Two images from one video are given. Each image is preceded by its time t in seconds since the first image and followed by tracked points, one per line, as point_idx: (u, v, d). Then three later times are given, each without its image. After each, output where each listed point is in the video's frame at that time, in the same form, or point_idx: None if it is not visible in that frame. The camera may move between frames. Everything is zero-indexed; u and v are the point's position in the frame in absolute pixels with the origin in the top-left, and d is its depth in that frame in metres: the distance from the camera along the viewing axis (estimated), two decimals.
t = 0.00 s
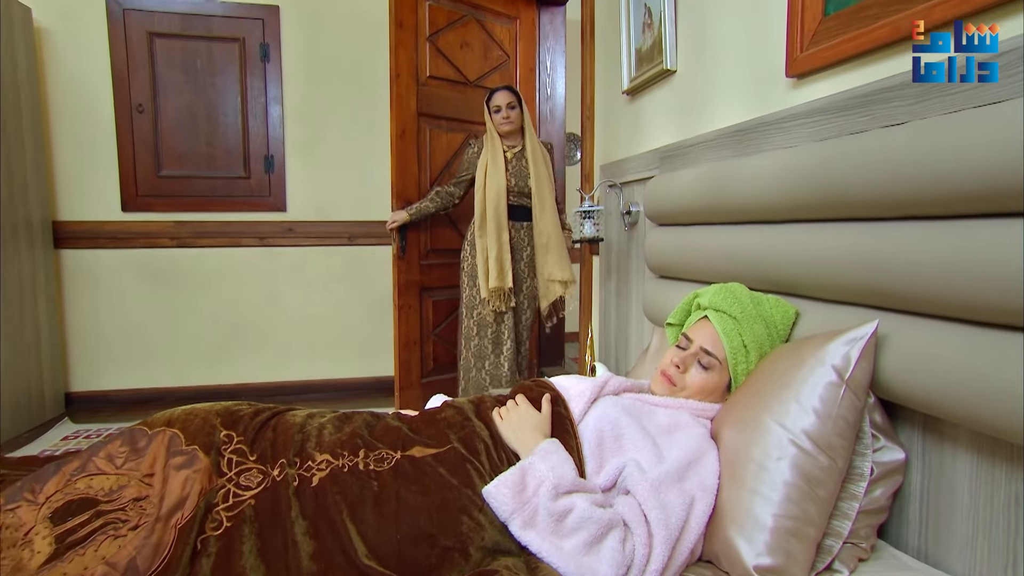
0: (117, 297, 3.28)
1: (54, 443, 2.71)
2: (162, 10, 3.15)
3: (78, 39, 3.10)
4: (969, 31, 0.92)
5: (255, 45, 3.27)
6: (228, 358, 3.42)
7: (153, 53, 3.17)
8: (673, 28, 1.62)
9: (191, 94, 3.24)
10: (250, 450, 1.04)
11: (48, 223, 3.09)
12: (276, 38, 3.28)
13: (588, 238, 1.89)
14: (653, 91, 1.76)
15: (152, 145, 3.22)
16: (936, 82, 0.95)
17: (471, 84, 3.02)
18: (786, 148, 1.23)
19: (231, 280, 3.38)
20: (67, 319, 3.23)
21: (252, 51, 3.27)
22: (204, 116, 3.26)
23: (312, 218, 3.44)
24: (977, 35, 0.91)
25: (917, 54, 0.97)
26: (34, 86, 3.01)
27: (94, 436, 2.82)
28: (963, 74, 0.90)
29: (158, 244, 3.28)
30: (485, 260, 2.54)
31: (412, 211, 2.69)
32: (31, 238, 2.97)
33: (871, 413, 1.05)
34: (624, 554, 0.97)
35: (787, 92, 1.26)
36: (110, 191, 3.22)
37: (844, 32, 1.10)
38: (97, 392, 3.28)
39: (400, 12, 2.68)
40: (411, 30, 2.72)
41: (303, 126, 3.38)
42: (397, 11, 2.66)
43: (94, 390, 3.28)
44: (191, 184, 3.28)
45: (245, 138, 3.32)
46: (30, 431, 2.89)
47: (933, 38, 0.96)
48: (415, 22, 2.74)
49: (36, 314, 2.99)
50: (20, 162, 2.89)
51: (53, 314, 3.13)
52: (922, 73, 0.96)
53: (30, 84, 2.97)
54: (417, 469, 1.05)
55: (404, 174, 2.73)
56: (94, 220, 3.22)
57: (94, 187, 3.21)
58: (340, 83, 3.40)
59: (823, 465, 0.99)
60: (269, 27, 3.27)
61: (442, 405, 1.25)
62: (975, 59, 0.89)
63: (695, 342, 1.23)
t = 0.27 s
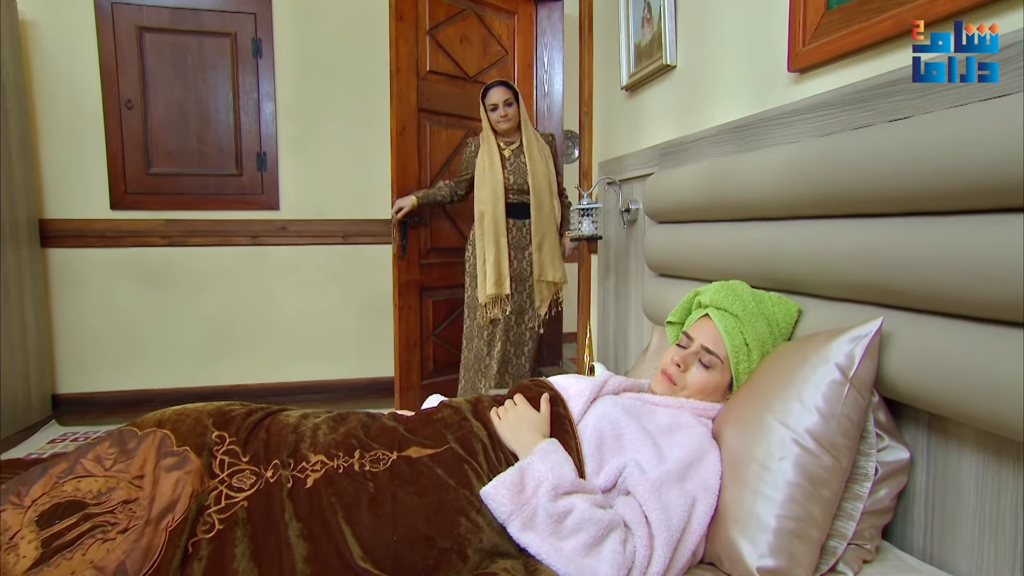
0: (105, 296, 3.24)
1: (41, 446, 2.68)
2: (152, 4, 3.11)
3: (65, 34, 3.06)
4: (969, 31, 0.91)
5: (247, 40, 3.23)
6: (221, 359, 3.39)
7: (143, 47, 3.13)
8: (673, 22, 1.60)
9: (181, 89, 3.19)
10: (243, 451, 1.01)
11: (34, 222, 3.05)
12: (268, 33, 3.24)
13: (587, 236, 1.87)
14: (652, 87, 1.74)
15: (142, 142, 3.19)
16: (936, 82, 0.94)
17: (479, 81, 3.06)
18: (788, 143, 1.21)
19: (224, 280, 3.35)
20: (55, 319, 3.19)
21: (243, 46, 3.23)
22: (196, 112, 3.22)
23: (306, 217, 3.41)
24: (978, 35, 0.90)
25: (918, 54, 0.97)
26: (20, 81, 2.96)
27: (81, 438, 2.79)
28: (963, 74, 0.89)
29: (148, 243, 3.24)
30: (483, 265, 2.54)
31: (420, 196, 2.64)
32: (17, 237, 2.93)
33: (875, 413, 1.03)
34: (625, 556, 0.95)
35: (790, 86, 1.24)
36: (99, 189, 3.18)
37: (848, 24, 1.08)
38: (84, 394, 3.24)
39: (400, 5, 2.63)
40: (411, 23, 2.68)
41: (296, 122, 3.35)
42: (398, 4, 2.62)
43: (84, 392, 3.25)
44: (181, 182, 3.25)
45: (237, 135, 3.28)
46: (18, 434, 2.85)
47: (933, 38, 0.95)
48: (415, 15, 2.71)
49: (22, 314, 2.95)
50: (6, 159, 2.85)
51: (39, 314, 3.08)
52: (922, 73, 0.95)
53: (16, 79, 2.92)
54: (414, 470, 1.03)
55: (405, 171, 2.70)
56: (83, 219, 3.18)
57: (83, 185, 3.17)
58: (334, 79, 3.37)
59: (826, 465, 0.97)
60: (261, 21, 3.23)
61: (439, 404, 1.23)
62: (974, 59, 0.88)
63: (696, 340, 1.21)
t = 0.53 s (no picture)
0: (94, 297, 3.21)
1: (29, 449, 2.65)
2: None
3: (54, 29, 3.03)
4: (969, 31, 0.91)
5: (240, 35, 3.20)
6: (212, 361, 3.37)
7: (133, 42, 3.10)
8: (672, 18, 1.59)
9: (172, 85, 3.17)
10: (236, 452, 0.99)
11: (22, 220, 3.02)
12: (261, 28, 3.22)
13: (584, 234, 1.86)
14: (651, 83, 1.73)
15: (132, 139, 3.16)
16: (936, 82, 0.93)
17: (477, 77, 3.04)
18: (789, 139, 1.20)
19: (218, 280, 3.33)
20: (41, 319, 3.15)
21: (236, 42, 3.20)
22: (188, 109, 3.20)
23: (300, 215, 3.39)
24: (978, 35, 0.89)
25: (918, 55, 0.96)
26: (7, 77, 2.93)
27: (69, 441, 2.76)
28: (963, 74, 0.89)
29: (139, 242, 3.21)
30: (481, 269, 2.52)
31: (433, 199, 2.67)
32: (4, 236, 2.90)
33: (879, 412, 1.02)
34: (626, 558, 0.94)
35: (791, 82, 1.22)
36: (88, 187, 3.15)
37: (851, 18, 1.07)
38: (72, 396, 3.20)
39: None
40: (411, 17, 2.64)
41: (290, 119, 3.32)
42: None
43: (73, 393, 3.21)
44: (173, 180, 3.22)
45: (230, 132, 3.26)
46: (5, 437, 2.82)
47: (933, 38, 0.95)
48: (415, 10, 2.67)
49: (10, 315, 2.91)
50: None
51: (27, 313, 3.04)
52: (922, 73, 0.94)
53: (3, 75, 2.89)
54: (411, 471, 1.01)
55: (405, 167, 2.67)
56: (72, 218, 3.15)
57: (72, 184, 3.14)
58: (328, 75, 3.35)
59: (830, 464, 0.96)
60: (254, 17, 3.21)
61: (436, 404, 1.21)
62: (974, 59, 0.88)
63: (696, 339, 1.19)
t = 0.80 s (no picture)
0: (85, 297, 3.17)
1: (17, 452, 2.61)
2: None
3: (42, 25, 2.98)
4: (969, 30, 0.90)
5: (233, 31, 3.16)
6: (203, 361, 3.33)
7: (123, 37, 3.05)
8: (672, 13, 1.58)
9: (164, 82, 3.12)
10: (230, 453, 0.97)
11: (10, 219, 2.97)
12: (255, 25, 3.18)
13: (583, 233, 1.84)
14: (651, 79, 1.72)
15: (122, 137, 3.11)
16: (936, 83, 0.92)
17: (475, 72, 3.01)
18: (791, 135, 1.19)
19: (211, 280, 3.30)
20: (30, 320, 3.11)
21: (229, 38, 3.16)
22: (180, 106, 3.15)
23: (295, 214, 3.36)
24: (978, 35, 0.88)
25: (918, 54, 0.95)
26: None
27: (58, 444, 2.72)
28: (963, 74, 0.88)
29: (130, 241, 3.17)
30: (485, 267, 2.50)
31: (442, 204, 2.63)
32: None
33: (883, 411, 1.01)
34: (627, 559, 0.93)
35: (794, 77, 1.21)
36: (77, 185, 3.10)
37: (853, 13, 1.06)
38: (62, 398, 3.17)
39: None
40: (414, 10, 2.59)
41: (283, 116, 3.28)
42: None
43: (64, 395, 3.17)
44: (163, 177, 3.17)
45: (223, 129, 3.22)
46: None
47: (933, 38, 0.94)
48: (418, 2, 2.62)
49: None
50: None
51: (16, 314, 3.00)
52: (922, 73, 0.94)
53: None
54: (408, 471, 1.00)
55: (407, 163, 2.61)
56: (61, 216, 3.10)
57: (61, 181, 3.09)
58: (323, 71, 3.31)
59: (834, 464, 0.94)
60: (247, 13, 3.16)
61: (434, 403, 1.20)
62: (974, 59, 0.87)
63: (697, 337, 1.18)
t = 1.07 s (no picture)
0: (74, 297, 3.12)
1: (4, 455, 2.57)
2: None
3: (30, 21, 2.95)
4: (969, 30, 0.89)
5: (225, 27, 3.11)
6: (192, 361, 3.26)
7: (113, 33, 3.02)
8: (672, 8, 1.56)
9: (155, 78, 3.09)
10: (223, 454, 0.96)
11: None
12: (248, 20, 3.13)
13: (582, 232, 1.83)
14: (651, 75, 1.70)
15: (112, 135, 3.07)
16: (936, 83, 0.92)
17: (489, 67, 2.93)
18: (793, 132, 1.17)
19: (205, 280, 3.24)
20: (17, 322, 3.07)
21: (221, 33, 3.12)
22: (172, 103, 3.12)
23: (290, 213, 3.29)
24: (978, 35, 0.87)
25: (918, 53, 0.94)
26: None
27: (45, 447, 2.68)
28: (963, 74, 0.88)
29: (121, 241, 3.13)
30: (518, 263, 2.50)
31: (479, 205, 2.62)
32: None
33: (888, 410, 0.99)
34: (628, 561, 0.92)
35: (796, 73, 1.20)
36: (67, 183, 3.06)
37: (856, 8, 1.05)
38: (49, 401, 3.13)
39: None
40: None
41: (277, 113, 3.22)
42: None
43: (52, 399, 3.13)
44: (155, 176, 3.13)
45: (215, 127, 3.17)
46: None
47: (933, 38, 0.93)
48: None
49: None
50: None
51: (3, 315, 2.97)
52: (922, 73, 0.93)
53: None
54: (406, 472, 0.98)
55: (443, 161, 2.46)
56: (50, 215, 3.06)
57: (51, 180, 3.05)
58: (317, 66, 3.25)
59: (839, 465, 0.93)
60: (239, 8, 3.12)
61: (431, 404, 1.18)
62: (974, 59, 0.87)
63: (699, 336, 1.16)
